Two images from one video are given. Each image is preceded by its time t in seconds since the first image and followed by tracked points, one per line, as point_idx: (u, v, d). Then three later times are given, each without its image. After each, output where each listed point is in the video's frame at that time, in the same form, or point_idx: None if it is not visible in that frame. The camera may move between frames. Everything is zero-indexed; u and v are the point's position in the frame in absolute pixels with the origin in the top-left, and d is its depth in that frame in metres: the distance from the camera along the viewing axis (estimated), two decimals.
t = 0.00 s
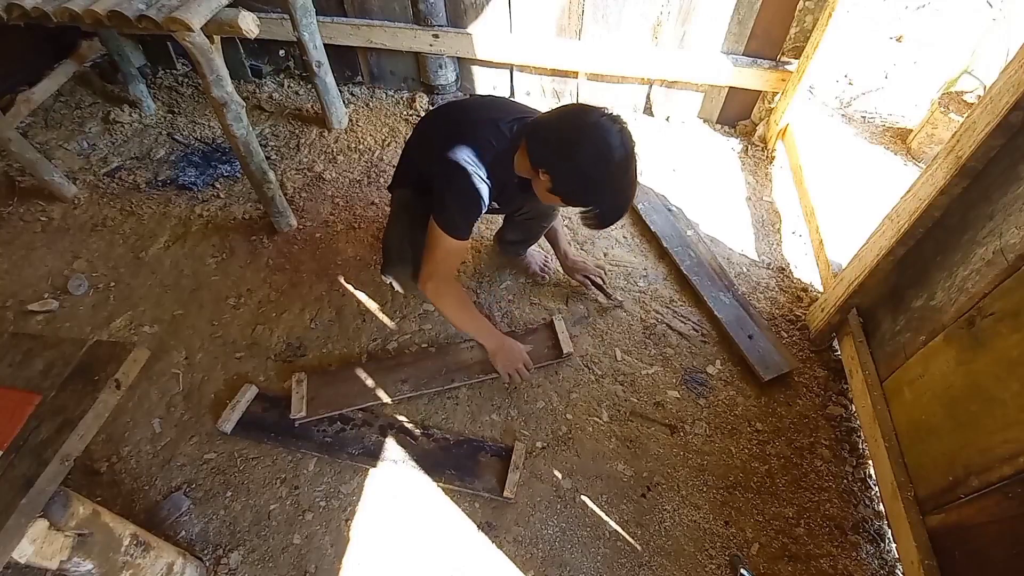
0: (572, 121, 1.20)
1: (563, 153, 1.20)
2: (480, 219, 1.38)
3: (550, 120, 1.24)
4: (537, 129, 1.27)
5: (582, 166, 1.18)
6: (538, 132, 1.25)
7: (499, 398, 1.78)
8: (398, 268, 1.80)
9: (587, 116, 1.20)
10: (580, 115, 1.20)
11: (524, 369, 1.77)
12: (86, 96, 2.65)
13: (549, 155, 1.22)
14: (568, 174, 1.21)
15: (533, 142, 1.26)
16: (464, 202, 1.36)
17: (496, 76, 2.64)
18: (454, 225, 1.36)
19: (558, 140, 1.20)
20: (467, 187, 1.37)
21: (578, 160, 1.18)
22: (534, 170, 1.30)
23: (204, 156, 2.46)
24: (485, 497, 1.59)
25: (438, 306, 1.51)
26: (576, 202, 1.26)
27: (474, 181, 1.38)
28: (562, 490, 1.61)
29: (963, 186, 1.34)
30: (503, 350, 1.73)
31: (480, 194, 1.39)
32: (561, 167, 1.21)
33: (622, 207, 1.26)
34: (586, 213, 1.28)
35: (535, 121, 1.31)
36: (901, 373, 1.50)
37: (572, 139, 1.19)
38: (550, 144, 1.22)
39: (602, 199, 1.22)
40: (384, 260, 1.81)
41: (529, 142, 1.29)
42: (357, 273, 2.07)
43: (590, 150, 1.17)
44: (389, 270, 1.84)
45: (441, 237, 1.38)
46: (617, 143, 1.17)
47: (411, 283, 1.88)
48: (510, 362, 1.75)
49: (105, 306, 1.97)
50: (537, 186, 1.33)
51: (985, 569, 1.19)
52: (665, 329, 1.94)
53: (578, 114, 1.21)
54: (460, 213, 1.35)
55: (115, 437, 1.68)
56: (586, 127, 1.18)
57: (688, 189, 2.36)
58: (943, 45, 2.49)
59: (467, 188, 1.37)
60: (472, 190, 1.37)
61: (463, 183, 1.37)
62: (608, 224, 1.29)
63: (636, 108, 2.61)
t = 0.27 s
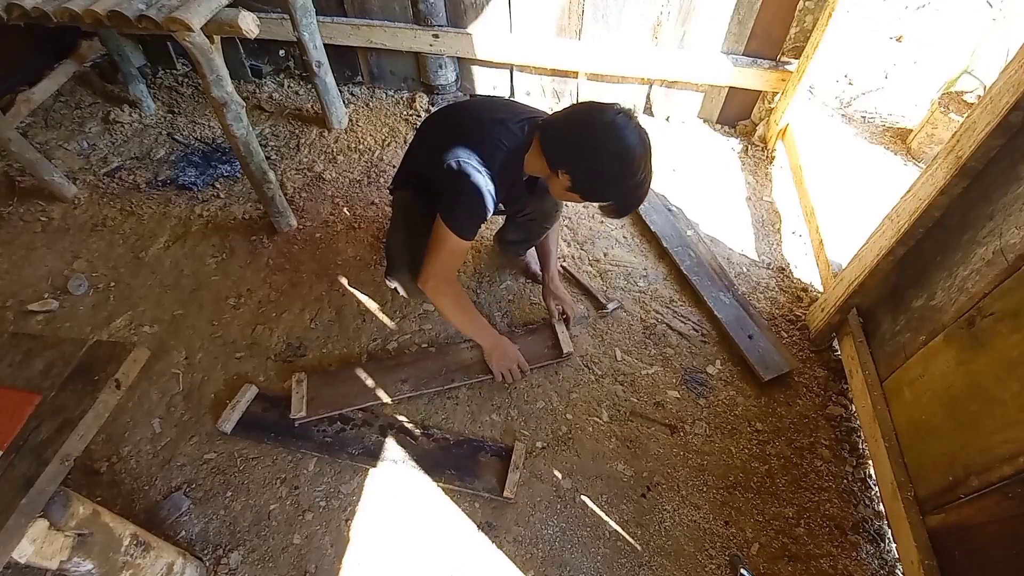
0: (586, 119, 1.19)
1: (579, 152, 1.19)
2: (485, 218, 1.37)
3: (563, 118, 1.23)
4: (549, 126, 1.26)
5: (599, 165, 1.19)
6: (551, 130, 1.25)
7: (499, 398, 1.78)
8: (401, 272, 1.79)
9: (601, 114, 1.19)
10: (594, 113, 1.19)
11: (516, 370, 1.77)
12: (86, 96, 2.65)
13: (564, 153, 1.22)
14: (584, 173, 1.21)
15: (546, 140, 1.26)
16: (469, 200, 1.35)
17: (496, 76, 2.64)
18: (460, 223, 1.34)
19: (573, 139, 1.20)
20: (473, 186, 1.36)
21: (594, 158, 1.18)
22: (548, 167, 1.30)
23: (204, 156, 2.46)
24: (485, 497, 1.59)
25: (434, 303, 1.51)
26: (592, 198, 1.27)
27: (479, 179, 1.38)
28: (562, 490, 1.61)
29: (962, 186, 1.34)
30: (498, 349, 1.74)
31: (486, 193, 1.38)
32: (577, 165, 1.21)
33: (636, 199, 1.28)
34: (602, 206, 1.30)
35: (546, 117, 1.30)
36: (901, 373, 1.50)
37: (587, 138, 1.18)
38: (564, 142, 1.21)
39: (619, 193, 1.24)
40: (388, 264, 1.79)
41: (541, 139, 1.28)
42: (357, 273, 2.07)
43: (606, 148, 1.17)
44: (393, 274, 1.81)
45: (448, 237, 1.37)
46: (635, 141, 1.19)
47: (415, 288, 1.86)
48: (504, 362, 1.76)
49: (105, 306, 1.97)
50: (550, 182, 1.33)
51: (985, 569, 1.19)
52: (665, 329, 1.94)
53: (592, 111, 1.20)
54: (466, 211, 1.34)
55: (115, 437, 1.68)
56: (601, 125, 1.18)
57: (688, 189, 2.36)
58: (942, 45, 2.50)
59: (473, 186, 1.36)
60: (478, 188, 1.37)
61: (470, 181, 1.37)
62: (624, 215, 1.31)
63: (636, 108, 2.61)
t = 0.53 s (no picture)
0: (593, 116, 1.19)
1: (584, 149, 1.19)
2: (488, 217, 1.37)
3: (570, 114, 1.23)
4: (556, 122, 1.26)
5: (603, 163, 1.19)
6: (557, 126, 1.25)
7: (499, 398, 1.78)
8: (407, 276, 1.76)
9: (608, 112, 1.19)
10: (601, 111, 1.19)
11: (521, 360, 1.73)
12: (86, 96, 2.65)
13: (569, 150, 1.22)
14: (588, 170, 1.21)
15: (552, 137, 1.26)
16: (472, 200, 1.35)
17: (496, 76, 2.64)
18: (462, 221, 1.34)
19: (579, 135, 1.20)
20: (476, 185, 1.36)
21: (599, 156, 1.18)
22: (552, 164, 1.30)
23: (204, 156, 2.46)
24: (485, 497, 1.59)
25: (427, 297, 1.48)
26: (595, 196, 1.27)
27: (481, 178, 1.38)
28: (562, 490, 1.61)
29: (962, 186, 1.34)
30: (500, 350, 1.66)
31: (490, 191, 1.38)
32: (581, 162, 1.21)
33: (640, 200, 1.28)
34: (604, 206, 1.30)
35: (553, 114, 1.30)
36: (901, 373, 1.50)
37: (592, 136, 1.18)
38: (570, 139, 1.21)
39: (622, 193, 1.24)
40: (392, 269, 1.76)
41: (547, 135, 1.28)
42: (357, 273, 2.08)
43: (611, 146, 1.17)
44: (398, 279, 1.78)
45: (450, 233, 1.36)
46: (640, 140, 1.18)
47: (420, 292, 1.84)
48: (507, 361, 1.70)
49: (105, 306, 1.97)
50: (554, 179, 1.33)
51: (985, 569, 1.19)
52: (665, 329, 1.94)
53: (599, 109, 1.20)
54: (469, 210, 1.34)
55: (115, 437, 1.68)
56: (606, 123, 1.18)
57: (688, 189, 2.36)
58: (942, 45, 2.50)
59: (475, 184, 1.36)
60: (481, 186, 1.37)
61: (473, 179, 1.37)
62: (626, 215, 1.31)
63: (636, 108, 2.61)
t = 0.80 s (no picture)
0: (591, 111, 1.19)
1: (581, 144, 1.19)
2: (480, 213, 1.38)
3: (568, 109, 1.23)
4: (553, 118, 1.26)
5: (601, 159, 1.18)
6: (554, 122, 1.25)
7: (499, 397, 1.78)
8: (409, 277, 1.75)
9: (606, 108, 1.19)
10: (599, 106, 1.19)
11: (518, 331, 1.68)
12: (86, 96, 2.65)
13: (566, 145, 1.22)
14: (586, 166, 1.21)
15: (548, 131, 1.26)
16: (468, 196, 1.35)
17: (496, 76, 2.64)
18: (457, 215, 1.35)
19: (577, 130, 1.20)
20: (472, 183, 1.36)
21: (597, 151, 1.18)
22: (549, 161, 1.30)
23: (204, 156, 2.46)
24: (485, 497, 1.59)
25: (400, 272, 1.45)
26: (592, 193, 1.26)
27: (480, 175, 1.38)
28: (562, 490, 1.61)
29: (962, 186, 1.34)
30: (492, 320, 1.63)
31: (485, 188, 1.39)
32: (579, 157, 1.20)
33: (636, 198, 1.28)
34: (601, 203, 1.30)
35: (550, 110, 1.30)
36: (901, 373, 1.50)
37: (590, 131, 1.18)
38: (567, 134, 1.21)
39: (620, 190, 1.24)
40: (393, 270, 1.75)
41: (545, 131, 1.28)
42: (357, 273, 2.08)
43: (609, 141, 1.17)
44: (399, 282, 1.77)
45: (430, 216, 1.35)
46: (637, 135, 1.18)
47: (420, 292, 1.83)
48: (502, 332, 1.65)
49: (105, 305, 1.97)
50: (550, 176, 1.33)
51: (985, 569, 1.19)
52: (665, 329, 1.94)
53: (597, 104, 1.20)
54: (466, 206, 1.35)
55: (115, 437, 1.68)
56: (605, 118, 1.18)
57: (688, 189, 2.36)
58: (942, 45, 2.50)
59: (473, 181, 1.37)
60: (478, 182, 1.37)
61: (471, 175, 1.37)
62: (623, 213, 1.31)
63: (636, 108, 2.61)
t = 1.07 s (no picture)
0: (579, 107, 1.19)
1: (570, 141, 1.19)
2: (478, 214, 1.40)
3: (556, 106, 1.23)
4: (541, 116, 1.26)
5: (590, 155, 1.19)
6: (542, 119, 1.25)
7: (499, 397, 1.78)
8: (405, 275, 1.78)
9: (594, 104, 1.19)
10: (587, 103, 1.19)
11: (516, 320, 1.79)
12: (86, 96, 2.65)
13: (555, 142, 1.21)
14: (575, 162, 1.20)
15: (538, 128, 1.25)
16: (467, 199, 1.36)
17: (496, 76, 2.64)
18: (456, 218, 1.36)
19: (565, 127, 1.19)
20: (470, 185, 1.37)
21: (587, 147, 1.18)
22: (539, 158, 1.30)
23: (204, 156, 2.46)
24: (485, 497, 1.59)
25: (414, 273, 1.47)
26: (581, 190, 1.27)
27: (478, 176, 1.39)
28: (562, 490, 1.61)
29: (962, 186, 1.34)
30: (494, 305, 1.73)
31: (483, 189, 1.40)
32: (568, 154, 1.20)
33: (627, 193, 1.28)
34: (591, 200, 1.30)
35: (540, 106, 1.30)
36: (901, 373, 1.50)
37: (579, 128, 1.18)
38: (556, 131, 1.21)
39: (610, 186, 1.24)
40: (388, 267, 1.79)
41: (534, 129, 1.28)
42: (357, 273, 2.08)
43: (599, 138, 1.17)
44: (393, 277, 1.80)
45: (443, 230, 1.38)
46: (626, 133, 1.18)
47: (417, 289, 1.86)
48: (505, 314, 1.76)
49: (105, 305, 1.97)
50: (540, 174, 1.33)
51: (985, 569, 1.19)
52: (665, 329, 1.94)
53: (585, 101, 1.20)
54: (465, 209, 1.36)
55: (115, 437, 1.68)
56: (594, 115, 1.18)
57: (688, 189, 2.36)
58: (942, 45, 2.50)
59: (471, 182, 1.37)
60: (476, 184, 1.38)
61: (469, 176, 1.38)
62: (613, 209, 1.31)
63: (636, 108, 2.61)
